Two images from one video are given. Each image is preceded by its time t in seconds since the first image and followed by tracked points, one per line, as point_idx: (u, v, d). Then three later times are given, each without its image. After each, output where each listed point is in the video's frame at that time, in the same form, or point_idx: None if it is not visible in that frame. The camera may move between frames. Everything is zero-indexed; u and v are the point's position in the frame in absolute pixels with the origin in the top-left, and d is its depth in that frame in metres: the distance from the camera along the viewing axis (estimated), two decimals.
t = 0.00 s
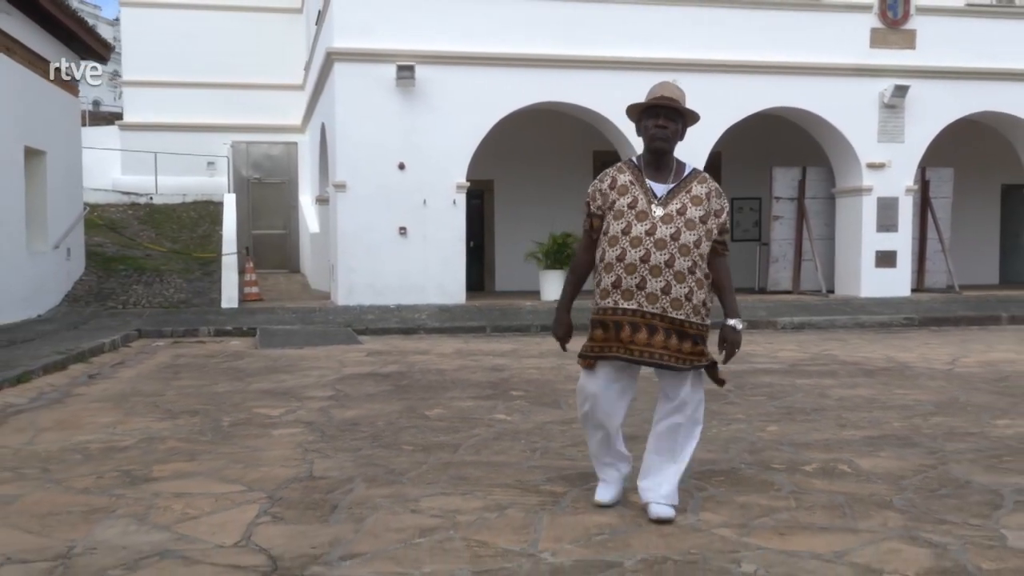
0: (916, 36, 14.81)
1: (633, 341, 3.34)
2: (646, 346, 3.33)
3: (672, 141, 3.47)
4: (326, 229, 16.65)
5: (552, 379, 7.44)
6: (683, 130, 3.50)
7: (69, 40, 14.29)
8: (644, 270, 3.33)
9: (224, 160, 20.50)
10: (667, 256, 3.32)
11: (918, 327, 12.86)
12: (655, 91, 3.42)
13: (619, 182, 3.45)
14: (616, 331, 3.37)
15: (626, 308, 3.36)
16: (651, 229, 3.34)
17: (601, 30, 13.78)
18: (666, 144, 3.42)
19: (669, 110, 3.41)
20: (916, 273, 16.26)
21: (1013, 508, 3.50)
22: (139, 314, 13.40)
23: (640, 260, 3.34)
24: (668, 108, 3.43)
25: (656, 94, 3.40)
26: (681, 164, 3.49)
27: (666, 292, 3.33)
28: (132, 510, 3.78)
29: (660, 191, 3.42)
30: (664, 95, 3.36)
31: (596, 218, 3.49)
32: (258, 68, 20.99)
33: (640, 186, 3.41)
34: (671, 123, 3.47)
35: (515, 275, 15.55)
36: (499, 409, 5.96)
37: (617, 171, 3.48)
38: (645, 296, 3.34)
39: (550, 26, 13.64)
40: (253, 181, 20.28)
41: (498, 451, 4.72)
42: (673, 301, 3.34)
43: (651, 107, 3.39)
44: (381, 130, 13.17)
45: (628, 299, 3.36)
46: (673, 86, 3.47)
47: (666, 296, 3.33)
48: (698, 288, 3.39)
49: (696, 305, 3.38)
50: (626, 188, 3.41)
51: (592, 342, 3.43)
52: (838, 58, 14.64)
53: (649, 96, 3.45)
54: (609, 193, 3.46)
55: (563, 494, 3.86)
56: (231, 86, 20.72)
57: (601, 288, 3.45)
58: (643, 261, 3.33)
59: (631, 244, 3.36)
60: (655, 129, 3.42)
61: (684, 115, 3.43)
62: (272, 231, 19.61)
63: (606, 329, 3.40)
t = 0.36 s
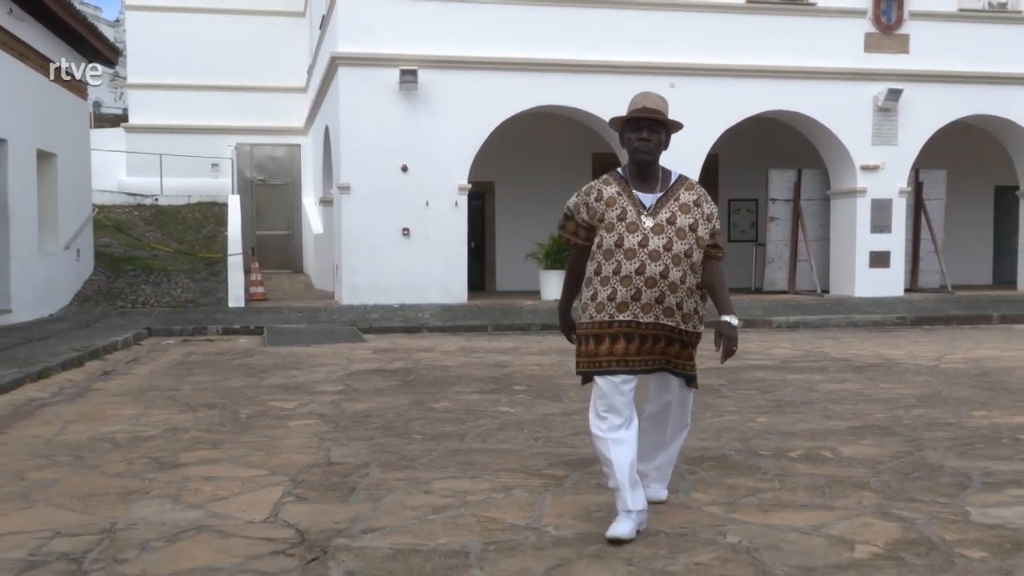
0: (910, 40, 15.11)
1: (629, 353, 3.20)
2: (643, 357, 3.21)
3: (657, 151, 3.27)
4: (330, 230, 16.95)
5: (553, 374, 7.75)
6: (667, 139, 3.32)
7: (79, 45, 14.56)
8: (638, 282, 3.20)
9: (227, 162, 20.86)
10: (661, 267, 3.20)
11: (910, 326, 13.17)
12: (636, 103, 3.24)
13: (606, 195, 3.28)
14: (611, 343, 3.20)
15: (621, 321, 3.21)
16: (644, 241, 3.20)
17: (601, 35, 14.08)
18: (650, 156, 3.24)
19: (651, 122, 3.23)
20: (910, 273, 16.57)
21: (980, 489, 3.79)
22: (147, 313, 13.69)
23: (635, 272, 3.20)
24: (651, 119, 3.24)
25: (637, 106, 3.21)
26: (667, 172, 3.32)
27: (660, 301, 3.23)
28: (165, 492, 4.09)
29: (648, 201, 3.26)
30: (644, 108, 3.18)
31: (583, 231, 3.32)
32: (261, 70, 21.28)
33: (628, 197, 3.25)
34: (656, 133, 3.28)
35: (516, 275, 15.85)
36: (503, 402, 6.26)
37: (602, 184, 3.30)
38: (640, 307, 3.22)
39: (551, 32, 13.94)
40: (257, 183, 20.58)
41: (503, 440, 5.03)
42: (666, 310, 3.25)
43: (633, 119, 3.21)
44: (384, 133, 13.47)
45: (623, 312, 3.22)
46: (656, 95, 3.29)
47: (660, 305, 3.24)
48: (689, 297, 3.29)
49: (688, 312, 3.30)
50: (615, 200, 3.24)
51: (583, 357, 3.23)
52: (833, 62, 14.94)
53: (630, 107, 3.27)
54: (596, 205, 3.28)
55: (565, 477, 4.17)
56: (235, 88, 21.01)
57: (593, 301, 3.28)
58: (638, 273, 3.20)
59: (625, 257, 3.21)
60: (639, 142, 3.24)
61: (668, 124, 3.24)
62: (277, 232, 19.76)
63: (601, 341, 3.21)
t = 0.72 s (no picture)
0: (903, 45, 15.43)
1: (623, 343, 3.30)
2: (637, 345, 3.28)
3: (637, 143, 3.39)
4: (335, 230, 17.27)
5: (555, 369, 8.06)
6: (648, 130, 3.42)
7: (90, 50, 14.85)
8: (626, 271, 3.31)
9: (233, 164, 21.20)
10: (646, 256, 3.30)
11: (903, 324, 13.46)
12: (613, 97, 3.34)
13: (591, 188, 3.37)
14: (608, 334, 3.32)
15: (612, 312, 3.33)
16: (629, 231, 3.31)
17: (602, 41, 14.39)
18: (631, 147, 3.36)
19: (629, 115, 3.34)
20: (904, 273, 16.87)
21: (950, 470, 4.10)
22: (157, 312, 13.99)
23: (621, 263, 3.31)
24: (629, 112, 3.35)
25: (613, 101, 3.33)
26: (650, 162, 3.43)
27: (650, 290, 3.31)
28: (195, 474, 4.41)
29: (632, 192, 3.38)
30: (622, 101, 3.29)
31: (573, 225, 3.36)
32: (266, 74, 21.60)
33: (613, 189, 3.35)
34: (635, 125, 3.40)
35: (518, 275, 16.15)
36: (507, 395, 6.58)
37: (587, 178, 3.40)
38: (630, 297, 3.31)
39: (551, 38, 14.24)
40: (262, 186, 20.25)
41: (508, 429, 5.34)
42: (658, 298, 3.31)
43: (611, 115, 3.33)
44: (389, 136, 13.78)
45: (615, 303, 3.33)
46: (631, 89, 3.39)
47: (650, 294, 3.31)
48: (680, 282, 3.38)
49: (678, 298, 3.37)
50: (600, 194, 3.34)
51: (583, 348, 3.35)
52: (827, 68, 15.25)
53: (608, 102, 3.37)
54: (582, 199, 3.36)
55: (566, 461, 4.48)
56: (240, 92, 21.32)
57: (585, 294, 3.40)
58: (624, 263, 3.31)
59: (610, 248, 3.32)
60: (618, 136, 3.36)
61: (646, 116, 3.36)
62: (282, 232, 20.17)
63: (597, 332, 3.33)
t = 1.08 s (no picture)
0: (897, 48, 15.73)
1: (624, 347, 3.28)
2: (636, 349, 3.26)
3: (650, 146, 3.39)
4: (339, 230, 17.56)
5: (555, 364, 8.36)
6: (661, 134, 3.44)
7: (99, 52, 15.11)
8: (628, 275, 3.28)
9: (237, 164, 21.42)
10: (649, 259, 3.27)
11: (895, 322, 13.76)
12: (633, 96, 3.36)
13: (599, 188, 3.37)
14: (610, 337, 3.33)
15: (616, 314, 3.31)
16: (632, 234, 3.30)
17: (602, 43, 14.69)
18: (645, 148, 3.36)
19: (646, 115, 3.36)
20: (898, 272, 17.18)
21: (922, 453, 4.41)
22: (165, 310, 14.28)
23: (623, 265, 3.29)
24: (645, 112, 3.37)
25: (632, 100, 3.34)
26: (660, 168, 3.43)
27: (652, 295, 3.28)
28: (219, 458, 4.71)
29: (640, 196, 3.37)
30: (643, 101, 3.31)
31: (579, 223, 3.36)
32: (270, 74, 21.88)
33: (621, 191, 3.34)
34: (649, 128, 3.41)
35: (518, 274, 16.47)
36: (509, 388, 6.88)
37: (596, 177, 3.40)
38: (632, 301, 3.29)
39: (551, 39, 14.53)
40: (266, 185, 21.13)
41: (511, 418, 5.64)
42: (660, 304, 3.28)
43: (628, 113, 3.33)
44: (392, 137, 14.08)
45: (618, 305, 3.31)
46: (651, 91, 3.41)
47: (652, 300, 3.28)
48: (682, 290, 3.35)
49: (683, 306, 3.33)
50: (607, 194, 3.33)
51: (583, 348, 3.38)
52: (823, 68, 15.56)
53: (626, 101, 3.39)
54: (589, 198, 3.36)
55: (565, 447, 4.77)
56: (244, 92, 21.61)
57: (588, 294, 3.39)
58: (625, 266, 3.29)
59: (613, 249, 3.30)
60: (633, 134, 3.37)
61: (662, 118, 3.37)
62: (285, 232, 20.50)
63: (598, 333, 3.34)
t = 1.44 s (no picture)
0: (887, 52, 16.03)
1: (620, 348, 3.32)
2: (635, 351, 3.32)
3: (646, 142, 3.40)
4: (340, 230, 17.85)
5: (552, 360, 8.66)
6: (658, 130, 3.44)
7: (103, 56, 15.34)
8: (627, 277, 3.31)
9: (237, 165, 21.70)
10: (647, 262, 3.31)
11: (885, 321, 14.08)
12: (628, 93, 3.36)
13: (594, 185, 3.40)
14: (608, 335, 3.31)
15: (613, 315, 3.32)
16: (630, 236, 3.31)
17: (597, 47, 14.99)
18: (640, 145, 3.37)
19: (642, 112, 3.36)
20: (889, 272, 17.49)
21: (896, 441, 4.71)
22: (170, 309, 14.55)
23: (623, 267, 3.31)
24: (642, 109, 3.37)
25: (628, 97, 3.33)
26: (656, 164, 3.43)
27: (650, 298, 3.32)
28: (236, 446, 5.01)
29: (634, 194, 3.38)
30: (637, 98, 3.31)
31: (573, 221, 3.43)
32: (270, 77, 22.16)
33: (615, 190, 3.36)
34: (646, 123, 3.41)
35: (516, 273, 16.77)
36: (508, 382, 7.19)
37: (591, 174, 3.42)
38: (631, 304, 3.32)
39: (547, 44, 14.83)
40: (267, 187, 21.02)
41: (511, 409, 5.95)
42: (658, 306, 3.33)
43: (624, 110, 3.33)
44: (392, 139, 14.37)
45: (615, 306, 3.33)
46: (648, 86, 3.40)
47: (650, 303, 3.33)
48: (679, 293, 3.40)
49: (678, 308, 3.39)
50: (601, 193, 3.36)
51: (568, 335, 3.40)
52: (815, 72, 15.87)
53: (622, 97, 3.39)
54: (584, 196, 3.40)
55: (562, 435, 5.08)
56: (245, 94, 21.90)
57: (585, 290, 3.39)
58: (626, 268, 3.31)
59: (612, 250, 3.32)
60: (629, 132, 3.38)
61: (659, 116, 3.36)
62: (286, 232, 20.64)
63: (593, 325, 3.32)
